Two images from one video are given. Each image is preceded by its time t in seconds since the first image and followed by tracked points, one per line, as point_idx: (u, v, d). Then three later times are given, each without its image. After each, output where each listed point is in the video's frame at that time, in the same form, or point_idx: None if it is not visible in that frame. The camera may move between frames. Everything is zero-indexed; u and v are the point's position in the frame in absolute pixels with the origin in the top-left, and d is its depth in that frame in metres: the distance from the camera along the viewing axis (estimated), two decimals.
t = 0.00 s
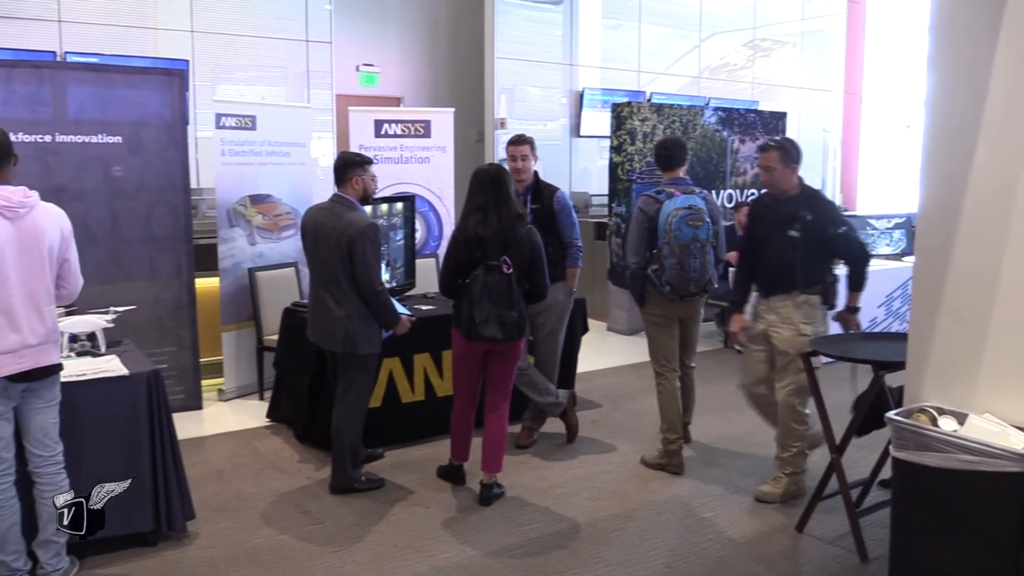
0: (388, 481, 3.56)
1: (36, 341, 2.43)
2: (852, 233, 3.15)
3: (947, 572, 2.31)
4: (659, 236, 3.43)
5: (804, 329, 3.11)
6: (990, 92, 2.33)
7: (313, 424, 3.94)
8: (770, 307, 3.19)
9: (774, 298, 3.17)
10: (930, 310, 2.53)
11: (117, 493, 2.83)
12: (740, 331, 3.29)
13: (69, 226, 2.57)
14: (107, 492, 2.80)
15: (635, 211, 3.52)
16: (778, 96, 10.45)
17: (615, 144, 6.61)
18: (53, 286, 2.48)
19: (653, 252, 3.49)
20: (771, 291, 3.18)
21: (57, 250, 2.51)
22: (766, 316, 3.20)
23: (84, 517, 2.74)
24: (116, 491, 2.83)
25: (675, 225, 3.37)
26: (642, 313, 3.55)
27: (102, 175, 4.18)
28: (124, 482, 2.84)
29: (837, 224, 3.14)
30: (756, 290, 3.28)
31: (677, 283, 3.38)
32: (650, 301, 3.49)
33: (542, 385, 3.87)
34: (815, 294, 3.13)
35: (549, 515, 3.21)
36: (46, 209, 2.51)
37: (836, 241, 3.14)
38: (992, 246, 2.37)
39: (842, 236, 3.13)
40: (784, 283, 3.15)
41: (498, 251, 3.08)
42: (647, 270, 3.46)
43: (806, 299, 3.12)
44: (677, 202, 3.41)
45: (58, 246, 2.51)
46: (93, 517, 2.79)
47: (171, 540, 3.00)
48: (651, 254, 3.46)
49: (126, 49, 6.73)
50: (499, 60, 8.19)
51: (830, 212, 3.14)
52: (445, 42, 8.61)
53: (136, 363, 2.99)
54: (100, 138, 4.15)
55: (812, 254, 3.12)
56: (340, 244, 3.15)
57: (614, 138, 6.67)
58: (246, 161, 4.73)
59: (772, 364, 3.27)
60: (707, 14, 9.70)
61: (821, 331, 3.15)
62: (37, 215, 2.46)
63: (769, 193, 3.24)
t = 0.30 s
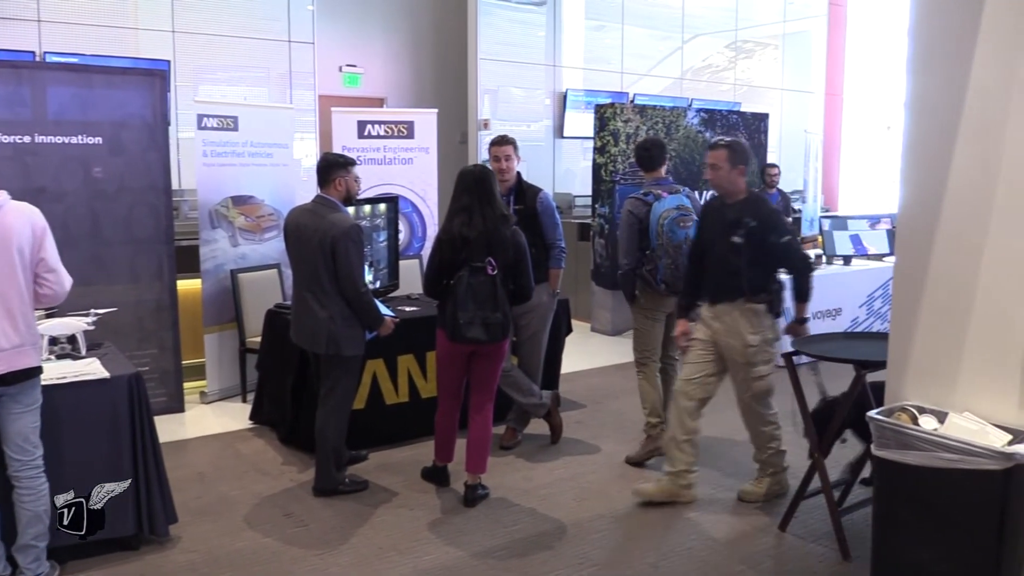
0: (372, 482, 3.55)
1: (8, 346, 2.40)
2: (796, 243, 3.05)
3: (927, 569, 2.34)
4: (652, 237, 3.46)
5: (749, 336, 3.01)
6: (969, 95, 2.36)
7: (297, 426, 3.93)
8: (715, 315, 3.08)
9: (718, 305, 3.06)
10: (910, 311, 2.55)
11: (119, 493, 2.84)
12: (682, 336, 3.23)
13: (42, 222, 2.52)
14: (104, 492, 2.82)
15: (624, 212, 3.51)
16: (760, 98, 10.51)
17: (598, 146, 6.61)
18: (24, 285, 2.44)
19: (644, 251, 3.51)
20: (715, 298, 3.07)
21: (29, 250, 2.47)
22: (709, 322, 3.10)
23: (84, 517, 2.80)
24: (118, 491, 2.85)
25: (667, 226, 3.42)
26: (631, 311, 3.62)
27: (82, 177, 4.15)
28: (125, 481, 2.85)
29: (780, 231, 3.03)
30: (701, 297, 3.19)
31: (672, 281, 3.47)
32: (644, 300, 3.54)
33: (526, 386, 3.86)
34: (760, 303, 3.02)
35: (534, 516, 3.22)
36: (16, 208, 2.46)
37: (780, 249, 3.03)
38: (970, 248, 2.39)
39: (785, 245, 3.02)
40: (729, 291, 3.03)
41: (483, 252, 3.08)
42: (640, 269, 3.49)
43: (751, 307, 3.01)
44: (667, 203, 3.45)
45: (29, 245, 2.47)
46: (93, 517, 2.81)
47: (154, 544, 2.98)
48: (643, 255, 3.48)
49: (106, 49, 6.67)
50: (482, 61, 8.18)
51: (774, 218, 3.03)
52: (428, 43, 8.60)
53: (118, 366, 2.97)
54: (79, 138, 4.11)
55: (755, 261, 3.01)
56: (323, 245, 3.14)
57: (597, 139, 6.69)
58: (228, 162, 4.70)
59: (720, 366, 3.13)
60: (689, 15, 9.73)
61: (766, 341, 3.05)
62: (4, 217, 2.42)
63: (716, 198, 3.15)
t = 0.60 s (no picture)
0: (364, 484, 3.54)
1: None
2: (746, 242, 3.01)
3: (918, 568, 2.35)
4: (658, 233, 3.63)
5: (695, 337, 2.95)
6: (957, 99, 2.38)
7: (289, 427, 3.92)
8: (664, 315, 3.03)
9: (667, 305, 3.02)
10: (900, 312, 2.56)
11: (118, 493, 2.85)
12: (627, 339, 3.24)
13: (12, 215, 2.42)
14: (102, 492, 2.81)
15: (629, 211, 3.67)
16: (751, 99, 10.55)
17: (589, 147, 6.64)
18: None
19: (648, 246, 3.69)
20: (664, 297, 3.02)
21: None
22: (658, 323, 3.06)
23: (84, 517, 2.79)
24: (118, 491, 2.85)
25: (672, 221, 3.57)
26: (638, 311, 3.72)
27: (72, 178, 4.13)
28: (125, 481, 2.85)
29: (730, 229, 2.98)
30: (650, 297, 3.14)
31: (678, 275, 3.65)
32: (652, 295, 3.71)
33: (519, 388, 3.86)
34: (709, 303, 2.98)
35: (527, 517, 3.22)
36: None
37: (729, 248, 2.98)
38: (959, 251, 2.41)
39: (734, 243, 2.98)
40: (677, 290, 2.99)
41: (476, 253, 3.09)
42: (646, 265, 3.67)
43: (701, 306, 2.96)
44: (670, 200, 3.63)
45: None
46: (93, 516, 2.81)
47: (145, 546, 2.96)
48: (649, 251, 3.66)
49: (96, 50, 6.65)
50: (474, 62, 8.19)
51: (723, 216, 2.98)
52: (420, 44, 8.59)
53: (109, 368, 2.96)
54: (69, 139, 4.10)
55: (701, 260, 2.97)
56: (315, 247, 3.13)
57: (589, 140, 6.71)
58: (219, 163, 4.70)
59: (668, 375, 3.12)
60: (681, 17, 9.76)
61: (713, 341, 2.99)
62: None
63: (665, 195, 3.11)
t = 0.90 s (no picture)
0: (362, 485, 3.54)
1: None
2: (710, 246, 2.92)
3: (917, 568, 2.34)
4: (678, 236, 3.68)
5: (661, 342, 2.87)
6: (955, 100, 2.38)
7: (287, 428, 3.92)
8: (629, 321, 2.93)
9: (631, 310, 2.92)
10: (899, 313, 2.56)
11: (117, 493, 2.85)
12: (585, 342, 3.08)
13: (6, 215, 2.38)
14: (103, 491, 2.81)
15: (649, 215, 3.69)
16: (749, 101, 10.55)
17: (588, 148, 6.61)
18: None
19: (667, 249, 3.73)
20: (627, 302, 2.93)
21: None
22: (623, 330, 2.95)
23: (84, 517, 2.79)
24: (117, 491, 2.85)
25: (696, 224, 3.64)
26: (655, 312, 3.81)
27: (71, 179, 4.13)
28: (125, 482, 2.85)
29: (694, 232, 2.90)
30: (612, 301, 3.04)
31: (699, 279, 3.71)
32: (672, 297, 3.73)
33: (516, 389, 3.86)
34: (674, 307, 2.90)
35: (525, 518, 3.21)
36: None
37: (691, 251, 2.91)
38: (958, 252, 2.41)
39: (697, 247, 2.89)
40: (642, 295, 2.89)
41: (472, 254, 3.09)
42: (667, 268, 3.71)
43: (665, 312, 2.88)
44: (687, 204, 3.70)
45: None
46: (93, 516, 2.80)
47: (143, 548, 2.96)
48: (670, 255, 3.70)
49: (93, 51, 6.65)
50: (472, 63, 8.19)
51: (687, 218, 2.90)
52: (419, 45, 8.59)
53: (107, 368, 2.96)
54: (68, 140, 4.10)
55: (664, 264, 2.89)
56: (313, 247, 3.13)
57: (587, 141, 6.65)
58: (217, 164, 4.69)
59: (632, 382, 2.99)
60: (679, 18, 9.76)
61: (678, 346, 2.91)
62: None
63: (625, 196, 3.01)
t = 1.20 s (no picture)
0: (361, 485, 3.54)
1: None
2: (667, 259, 2.78)
3: (918, 569, 2.34)
4: (695, 235, 3.68)
5: (611, 356, 2.70)
6: (955, 101, 2.38)
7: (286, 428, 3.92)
8: (578, 334, 2.75)
9: (581, 324, 2.74)
10: (898, 313, 2.56)
11: (118, 493, 2.84)
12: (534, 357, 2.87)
13: (26, 221, 2.40)
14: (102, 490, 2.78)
15: (664, 214, 3.68)
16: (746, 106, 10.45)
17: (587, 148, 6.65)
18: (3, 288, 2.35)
19: (684, 249, 3.71)
20: (578, 315, 2.74)
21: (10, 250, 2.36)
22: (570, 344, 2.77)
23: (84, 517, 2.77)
24: (117, 491, 2.84)
25: (712, 222, 3.65)
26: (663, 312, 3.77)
27: (70, 179, 4.14)
28: (125, 482, 2.85)
29: (652, 244, 2.74)
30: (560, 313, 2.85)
31: (715, 278, 3.66)
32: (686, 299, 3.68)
33: (515, 390, 3.86)
34: (627, 320, 2.73)
35: (524, 518, 3.21)
36: None
37: (649, 264, 2.75)
38: (957, 252, 2.41)
39: (655, 260, 2.74)
40: (594, 307, 2.72)
41: (470, 254, 3.09)
42: (683, 268, 3.70)
43: (618, 326, 2.71)
44: (705, 200, 3.69)
45: (10, 246, 2.36)
46: (94, 517, 2.78)
47: (143, 548, 2.95)
48: (684, 255, 3.69)
49: (93, 52, 6.64)
50: (472, 63, 8.19)
51: (646, 229, 2.75)
52: (418, 45, 8.59)
53: (107, 369, 2.96)
54: (67, 141, 4.10)
55: (620, 275, 2.73)
56: (311, 248, 3.13)
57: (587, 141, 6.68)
58: (217, 164, 4.69)
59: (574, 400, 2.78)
60: (679, 18, 9.75)
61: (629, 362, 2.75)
62: None
63: (581, 200, 2.83)
